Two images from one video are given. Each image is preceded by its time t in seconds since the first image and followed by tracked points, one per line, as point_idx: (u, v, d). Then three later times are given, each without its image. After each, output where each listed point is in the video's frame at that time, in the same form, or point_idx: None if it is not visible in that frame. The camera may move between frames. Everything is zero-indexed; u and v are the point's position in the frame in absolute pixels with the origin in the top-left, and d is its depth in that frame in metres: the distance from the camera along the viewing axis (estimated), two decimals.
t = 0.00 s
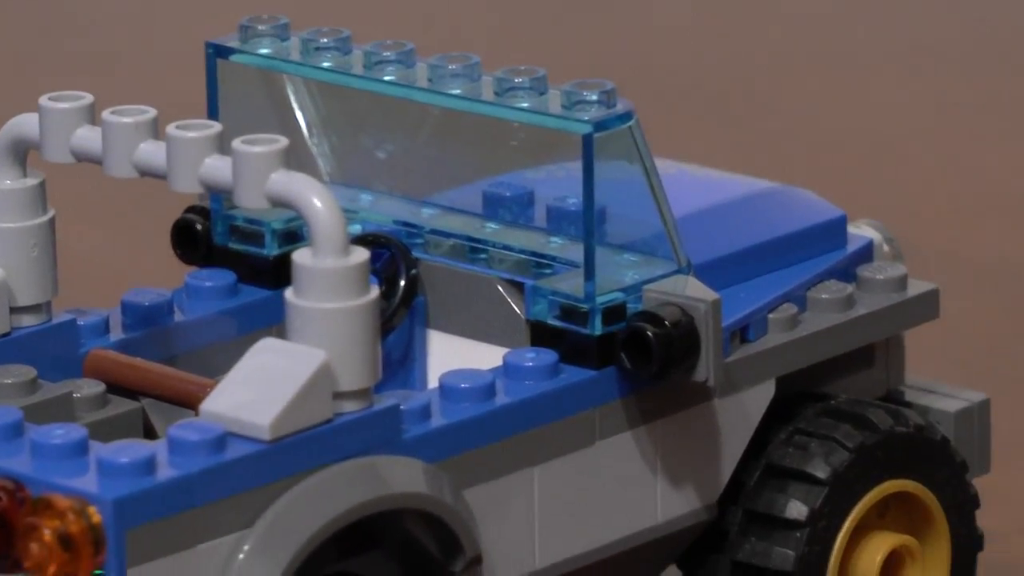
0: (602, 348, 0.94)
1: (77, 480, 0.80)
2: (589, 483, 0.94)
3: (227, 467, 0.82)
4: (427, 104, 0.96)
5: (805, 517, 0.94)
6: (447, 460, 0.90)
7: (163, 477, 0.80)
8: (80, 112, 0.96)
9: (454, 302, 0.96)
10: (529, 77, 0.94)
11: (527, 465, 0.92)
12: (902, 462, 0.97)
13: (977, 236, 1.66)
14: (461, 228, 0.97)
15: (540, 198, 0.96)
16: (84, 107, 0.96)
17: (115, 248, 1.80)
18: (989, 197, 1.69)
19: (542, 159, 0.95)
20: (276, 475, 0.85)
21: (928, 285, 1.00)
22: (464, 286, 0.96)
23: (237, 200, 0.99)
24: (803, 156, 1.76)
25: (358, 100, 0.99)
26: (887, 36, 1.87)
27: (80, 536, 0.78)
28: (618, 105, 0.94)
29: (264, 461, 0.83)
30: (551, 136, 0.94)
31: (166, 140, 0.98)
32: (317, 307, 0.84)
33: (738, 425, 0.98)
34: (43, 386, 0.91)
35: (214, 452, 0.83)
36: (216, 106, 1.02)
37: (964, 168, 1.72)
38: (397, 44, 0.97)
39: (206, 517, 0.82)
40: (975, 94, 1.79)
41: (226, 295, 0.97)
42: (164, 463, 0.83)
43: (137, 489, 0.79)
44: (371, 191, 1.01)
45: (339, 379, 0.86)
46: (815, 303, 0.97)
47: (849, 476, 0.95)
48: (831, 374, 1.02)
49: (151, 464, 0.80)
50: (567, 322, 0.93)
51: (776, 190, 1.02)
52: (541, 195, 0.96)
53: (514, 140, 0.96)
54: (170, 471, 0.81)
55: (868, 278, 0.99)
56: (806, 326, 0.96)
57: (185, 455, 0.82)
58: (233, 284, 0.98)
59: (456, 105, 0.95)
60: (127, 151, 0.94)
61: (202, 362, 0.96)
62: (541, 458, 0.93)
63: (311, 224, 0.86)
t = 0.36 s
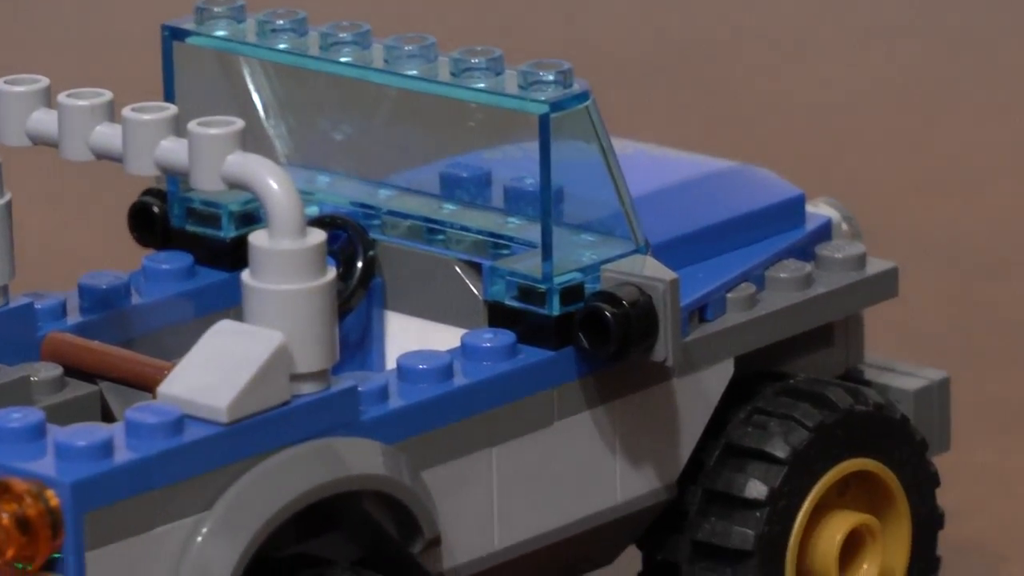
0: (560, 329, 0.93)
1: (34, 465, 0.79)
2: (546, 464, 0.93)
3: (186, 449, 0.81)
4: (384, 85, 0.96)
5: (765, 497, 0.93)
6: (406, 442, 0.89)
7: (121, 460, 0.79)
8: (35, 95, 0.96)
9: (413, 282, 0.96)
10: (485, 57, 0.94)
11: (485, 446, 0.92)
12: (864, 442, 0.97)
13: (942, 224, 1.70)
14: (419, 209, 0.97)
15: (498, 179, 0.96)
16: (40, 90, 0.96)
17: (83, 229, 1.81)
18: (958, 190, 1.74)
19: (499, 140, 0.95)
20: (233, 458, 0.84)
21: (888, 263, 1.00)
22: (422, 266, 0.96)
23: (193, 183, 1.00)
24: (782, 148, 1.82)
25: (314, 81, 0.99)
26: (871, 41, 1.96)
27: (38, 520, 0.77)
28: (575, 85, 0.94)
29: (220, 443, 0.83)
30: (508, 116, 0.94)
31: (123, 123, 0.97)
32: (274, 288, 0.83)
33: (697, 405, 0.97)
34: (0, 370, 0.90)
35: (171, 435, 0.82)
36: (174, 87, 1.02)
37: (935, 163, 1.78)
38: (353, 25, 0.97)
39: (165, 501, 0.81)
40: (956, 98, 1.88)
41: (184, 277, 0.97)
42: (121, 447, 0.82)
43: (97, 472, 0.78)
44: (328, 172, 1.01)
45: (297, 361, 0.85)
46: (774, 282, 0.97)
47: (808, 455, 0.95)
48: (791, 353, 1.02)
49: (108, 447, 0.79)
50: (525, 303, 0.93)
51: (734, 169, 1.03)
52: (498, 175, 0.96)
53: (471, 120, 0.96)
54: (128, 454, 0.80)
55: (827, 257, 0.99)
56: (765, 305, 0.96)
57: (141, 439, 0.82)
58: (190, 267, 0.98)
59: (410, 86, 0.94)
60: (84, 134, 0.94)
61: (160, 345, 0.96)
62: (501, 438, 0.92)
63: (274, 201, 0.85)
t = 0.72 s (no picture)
0: (520, 320, 0.93)
1: None
2: (506, 456, 0.93)
3: (145, 439, 0.81)
4: (343, 75, 0.96)
5: (725, 488, 0.93)
6: (364, 433, 0.89)
7: (79, 451, 0.79)
8: None
9: (372, 273, 0.96)
10: (445, 47, 0.93)
11: (445, 437, 0.91)
12: (825, 432, 0.97)
13: (910, 220, 1.71)
14: (378, 199, 0.97)
15: (457, 168, 0.95)
16: None
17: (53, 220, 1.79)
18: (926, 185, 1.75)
19: (458, 129, 0.94)
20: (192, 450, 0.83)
21: (849, 254, 1.00)
22: (382, 256, 0.96)
23: (153, 172, 0.99)
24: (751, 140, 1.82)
25: (272, 70, 0.99)
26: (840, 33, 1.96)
27: None
28: (535, 75, 0.93)
29: (179, 434, 0.82)
30: (467, 106, 0.93)
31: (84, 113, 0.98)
32: (232, 282, 0.83)
33: (657, 396, 0.97)
34: None
35: (130, 426, 0.81)
36: (133, 77, 1.02)
37: (904, 157, 1.79)
38: (312, 15, 0.97)
39: (124, 493, 0.80)
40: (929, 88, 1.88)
41: (143, 267, 0.97)
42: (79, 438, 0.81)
43: (56, 463, 0.77)
44: (288, 162, 1.01)
45: (255, 352, 0.85)
46: (734, 273, 0.97)
47: (768, 446, 0.95)
48: (752, 342, 1.02)
49: (67, 438, 0.79)
50: (484, 293, 0.92)
51: (694, 158, 1.03)
52: (457, 164, 0.95)
53: (431, 109, 0.96)
54: (87, 445, 0.79)
55: (788, 247, 0.99)
56: (725, 295, 0.96)
57: (99, 430, 0.81)
58: (150, 256, 0.97)
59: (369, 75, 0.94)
60: (42, 124, 0.94)
61: (118, 335, 0.95)
62: (461, 429, 0.92)
63: (227, 192, 0.84)
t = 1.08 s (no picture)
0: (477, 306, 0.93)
1: None
2: (463, 443, 0.93)
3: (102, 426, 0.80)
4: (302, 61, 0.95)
5: (683, 475, 0.93)
6: (321, 420, 0.88)
7: (35, 438, 0.78)
8: None
9: (329, 259, 0.96)
10: (403, 33, 0.93)
11: (402, 424, 0.91)
12: (785, 419, 0.97)
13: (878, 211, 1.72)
14: (336, 184, 0.97)
15: (415, 154, 0.95)
16: None
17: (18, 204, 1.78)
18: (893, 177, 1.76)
19: (416, 115, 0.94)
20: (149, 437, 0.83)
21: (808, 240, 1.00)
22: (339, 242, 0.95)
23: (110, 157, 0.99)
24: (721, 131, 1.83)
25: (230, 55, 0.99)
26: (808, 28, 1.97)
27: None
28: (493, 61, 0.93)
29: (136, 421, 0.81)
30: (425, 92, 0.93)
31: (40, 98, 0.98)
32: (190, 269, 0.82)
33: (615, 383, 0.97)
34: None
35: (87, 412, 0.81)
36: (90, 61, 1.01)
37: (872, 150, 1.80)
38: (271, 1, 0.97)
39: (80, 480, 0.80)
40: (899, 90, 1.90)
41: (100, 252, 0.96)
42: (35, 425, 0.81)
43: (11, 449, 0.77)
44: (245, 147, 1.01)
45: (212, 337, 0.84)
46: (692, 259, 0.97)
47: (727, 433, 0.95)
48: (711, 329, 1.02)
49: (23, 425, 0.78)
50: (441, 279, 0.92)
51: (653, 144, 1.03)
52: (415, 150, 0.95)
53: (388, 95, 0.96)
54: (43, 432, 0.79)
55: (746, 233, 0.98)
56: (682, 282, 0.96)
57: (55, 417, 0.80)
58: (107, 241, 0.97)
59: (327, 61, 0.94)
60: None
61: (75, 321, 0.94)
62: (418, 415, 0.91)
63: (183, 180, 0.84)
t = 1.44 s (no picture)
0: (443, 295, 0.92)
1: None
2: (429, 432, 0.93)
3: (68, 415, 0.80)
4: (268, 49, 0.95)
5: (649, 464, 0.93)
6: (288, 409, 0.88)
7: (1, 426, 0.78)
8: None
9: (295, 247, 0.96)
10: (369, 21, 0.93)
11: (368, 414, 0.91)
12: (751, 408, 0.97)
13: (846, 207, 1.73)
14: (303, 172, 0.97)
15: (381, 143, 0.95)
16: None
17: None
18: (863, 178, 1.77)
19: (382, 103, 0.94)
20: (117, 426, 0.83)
21: (775, 229, 1.00)
22: (304, 230, 0.96)
23: (76, 145, 0.98)
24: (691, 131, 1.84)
25: (195, 42, 0.99)
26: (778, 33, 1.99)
27: None
28: (460, 50, 0.93)
29: (102, 410, 0.81)
30: (392, 81, 0.93)
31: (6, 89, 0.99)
32: (156, 257, 0.82)
33: (581, 372, 0.97)
34: None
35: (53, 401, 0.80)
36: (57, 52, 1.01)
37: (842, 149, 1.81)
38: None
39: (47, 469, 0.80)
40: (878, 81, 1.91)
41: (66, 240, 0.96)
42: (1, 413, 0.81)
43: None
44: (211, 135, 1.01)
45: (178, 327, 0.84)
46: (659, 248, 0.97)
47: (693, 422, 0.95)
48: (678, 318, 1.02)
49: None
50: (408, 269, 0.92)
51: (622, 133, 1.03)
52: (381, 139, 0.95)
53: (355, 83, 0.95)
54: (9, 421, 0.78)
55: (712, 222, 0.98)
56: (650, 271, 0.96)
57: (21, 406, 0.80)
58: (73, 229, 0.96)
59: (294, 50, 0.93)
60: None
61: (40, 308, 0.94)
62: (385, 404, 0.91)
63: (151, 174, 0.84)
